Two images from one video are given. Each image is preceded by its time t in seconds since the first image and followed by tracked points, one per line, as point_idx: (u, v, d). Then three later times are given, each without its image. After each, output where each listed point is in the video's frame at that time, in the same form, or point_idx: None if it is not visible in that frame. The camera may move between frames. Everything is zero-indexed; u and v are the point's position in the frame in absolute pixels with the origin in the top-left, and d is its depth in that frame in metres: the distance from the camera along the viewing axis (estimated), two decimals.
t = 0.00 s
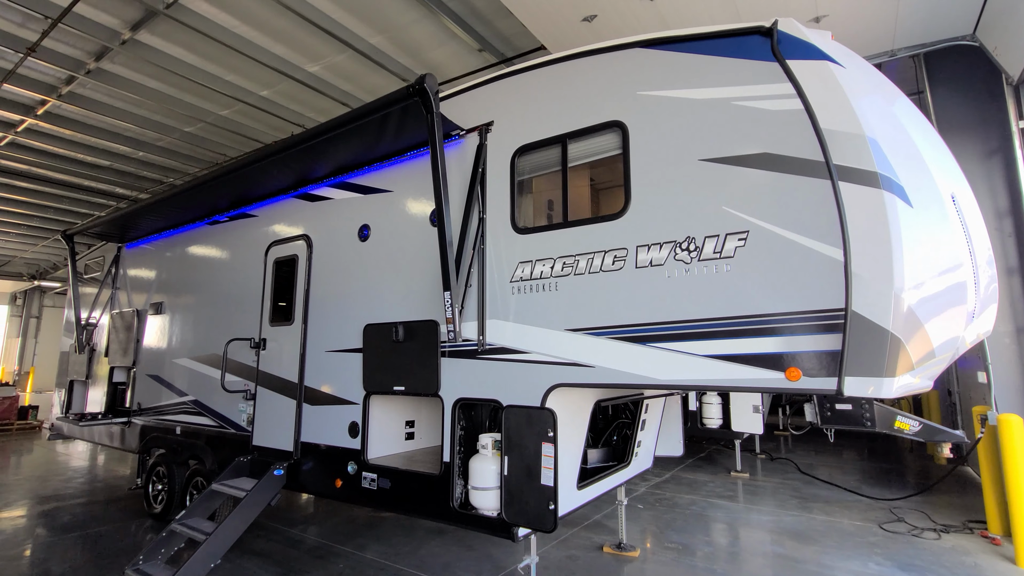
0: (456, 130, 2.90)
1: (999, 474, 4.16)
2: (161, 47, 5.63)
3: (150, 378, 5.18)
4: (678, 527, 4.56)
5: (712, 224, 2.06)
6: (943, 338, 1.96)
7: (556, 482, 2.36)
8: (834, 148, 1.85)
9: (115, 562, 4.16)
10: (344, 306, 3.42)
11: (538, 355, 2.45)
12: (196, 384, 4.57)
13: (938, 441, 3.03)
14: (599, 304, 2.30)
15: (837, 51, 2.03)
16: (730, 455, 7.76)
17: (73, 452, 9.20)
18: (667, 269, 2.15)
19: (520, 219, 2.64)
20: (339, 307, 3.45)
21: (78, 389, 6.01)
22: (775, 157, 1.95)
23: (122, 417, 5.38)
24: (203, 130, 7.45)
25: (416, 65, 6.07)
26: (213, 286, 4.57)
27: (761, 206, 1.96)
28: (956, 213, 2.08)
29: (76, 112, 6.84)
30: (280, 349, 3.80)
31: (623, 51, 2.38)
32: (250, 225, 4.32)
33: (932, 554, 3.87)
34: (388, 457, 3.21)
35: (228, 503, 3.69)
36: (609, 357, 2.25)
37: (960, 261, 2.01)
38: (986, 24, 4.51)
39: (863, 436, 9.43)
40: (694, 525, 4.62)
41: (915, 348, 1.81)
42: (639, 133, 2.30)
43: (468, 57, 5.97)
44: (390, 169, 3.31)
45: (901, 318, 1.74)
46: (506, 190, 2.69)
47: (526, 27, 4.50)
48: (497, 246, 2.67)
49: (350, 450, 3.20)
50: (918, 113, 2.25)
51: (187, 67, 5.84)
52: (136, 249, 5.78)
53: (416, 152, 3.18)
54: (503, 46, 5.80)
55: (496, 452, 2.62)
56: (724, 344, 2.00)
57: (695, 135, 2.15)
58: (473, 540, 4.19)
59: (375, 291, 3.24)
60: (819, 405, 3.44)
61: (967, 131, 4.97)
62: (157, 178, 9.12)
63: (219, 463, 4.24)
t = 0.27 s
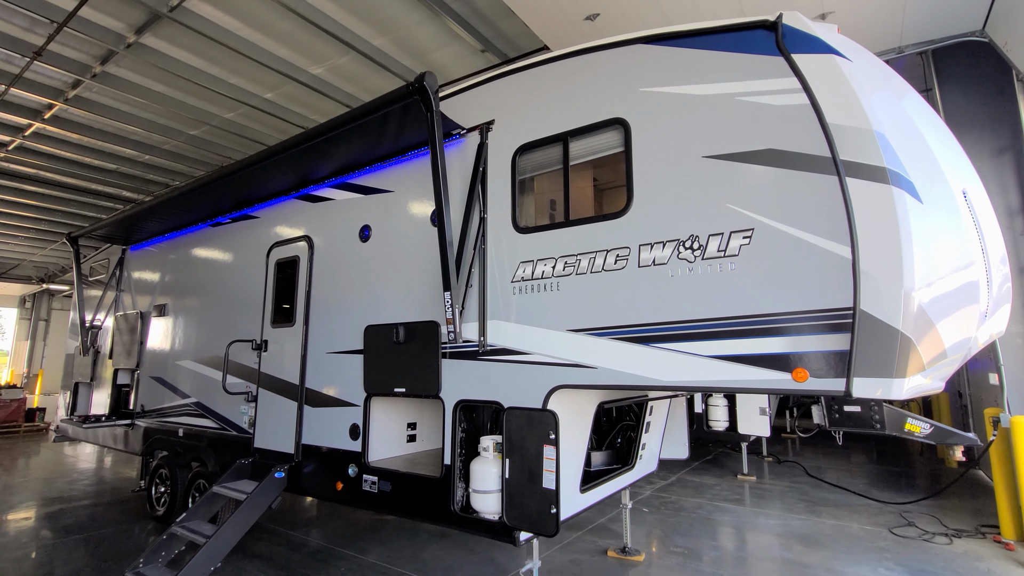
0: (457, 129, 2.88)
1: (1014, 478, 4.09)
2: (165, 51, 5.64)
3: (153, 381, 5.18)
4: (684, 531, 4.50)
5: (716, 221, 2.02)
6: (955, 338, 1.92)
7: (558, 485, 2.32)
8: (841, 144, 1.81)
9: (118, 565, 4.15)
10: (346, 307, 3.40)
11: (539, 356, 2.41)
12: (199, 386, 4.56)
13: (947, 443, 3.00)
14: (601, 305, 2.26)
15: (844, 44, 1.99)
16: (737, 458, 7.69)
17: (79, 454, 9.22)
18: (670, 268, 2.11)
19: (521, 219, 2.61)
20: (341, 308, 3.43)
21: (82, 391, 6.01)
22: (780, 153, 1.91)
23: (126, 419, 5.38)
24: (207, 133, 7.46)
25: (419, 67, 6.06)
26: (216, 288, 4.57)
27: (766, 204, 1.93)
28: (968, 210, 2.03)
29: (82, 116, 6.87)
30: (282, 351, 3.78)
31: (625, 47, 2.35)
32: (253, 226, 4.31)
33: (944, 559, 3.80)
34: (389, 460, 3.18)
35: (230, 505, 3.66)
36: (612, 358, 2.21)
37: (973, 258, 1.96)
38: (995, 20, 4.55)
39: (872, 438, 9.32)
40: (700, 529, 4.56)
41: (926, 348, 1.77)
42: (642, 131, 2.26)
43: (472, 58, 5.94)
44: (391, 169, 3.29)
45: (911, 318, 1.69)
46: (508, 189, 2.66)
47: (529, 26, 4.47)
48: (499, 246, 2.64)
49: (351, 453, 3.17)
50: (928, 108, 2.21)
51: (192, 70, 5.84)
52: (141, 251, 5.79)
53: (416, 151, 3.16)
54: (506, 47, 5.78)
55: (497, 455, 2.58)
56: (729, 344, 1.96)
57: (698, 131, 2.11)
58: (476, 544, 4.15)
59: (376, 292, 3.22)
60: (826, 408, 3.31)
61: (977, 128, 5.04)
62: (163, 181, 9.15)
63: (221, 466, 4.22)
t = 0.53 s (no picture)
0: (456, 127, 2.85)
1: None
2: (169, 53, 5.64)
3: (155, 382, 5.17)
4: (688, 535, 4.45)
5: (719, 219, 1.98)
6: (966, 338, 1.87)
7: (558, 488, 2.28)
8: (846, 139, 1.76)
9: (119, 567, 4.13)
10: (345, 308, 3.38)
11: (539, 357, 2.38)
12: (200, 387, 4.55)
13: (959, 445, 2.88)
14: (602, 304, 2.22)
15: (849, 37, 1.95)
16: (743, 460, 7.61)
17: (84, 455, 9.24)
18: (672, 267, 2.07)
19: (521, 218, 2.57)
20: (341, 309, 3.41)
21: (86, 393, 6.01)
22: (784, 148, 1.87)
23: (128, 420, 5.37)
24: (211, 136, 7.46)
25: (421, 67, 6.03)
26: (218, 289, 4.56)
27: (769, 201, 1.88)
28: (978, 206, 1.98)
29: (87, 119, 6.89)
30: (283, 353, 3.76)
31: (625, 43, 2.31)
32: (254, 227, 4.30)
33: (954, 564, 3.73)
34: (389, 462, 3.15)
35: (230, 507, 3.64)
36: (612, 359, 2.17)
37: (984, 256, 1.91)
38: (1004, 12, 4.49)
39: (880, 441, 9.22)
40: (705, 533, 4.50)
41: (936, 348, 1.72)
42: (644, 128, 2.22)
43: (474, 59, 5.92)
44: (391, 168, 3.27)
45: (921, 317, 1.64)
46: (507, 187, 2.62)
47: (531, 25, 4.43)
48: (498, 245, 2.60)
49: (351, 455, 3.14)
50: (937, 102, 2.16)
51: (195, 72, 5.84)
52: (144, 253, 5.79)
53: (416, 151, 3.13)
54: (508, 47, 5.74)
55: (497, 457, 2.54)
56: (733, 344, 1.91)
57: (699, 128, 2.07)
58: (478, 547, 4.11)
59: (376, 293, 3.19)
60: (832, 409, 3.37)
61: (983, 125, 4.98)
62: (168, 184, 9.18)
63: (222, 468, 4.20)
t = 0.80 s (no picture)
0: (456, 127, 2.83)
1: None
2: (172, 55, 5.65)
3: (158, 384, 5.18)
4: (693, 539, 4.40)
5: (721, 218, 1.95)
6: (976, 339, 1.82)
7: (559, 493, 2.25)
8: (851, 135, 1.73)
9: (120, 569, 4.12)
10: (346, 309, 3.36)
11: (539, 358, 2.35)
12: (202, 389, 4.55)
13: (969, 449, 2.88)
14: (602, 306, 2.19)
15: (854, 32, 1.91)
16: (748, 463, 7.55)
17: (89, 457, 9.26)
18: (673, 267, 2.03)
19: (521, 218, 2.54)
20: (342, 310, 3.39)
21: (90, 394, 6.03)
22: (787, 146, 1.84)
23: (131, 422, 5.37)
24: (216, 138, 7.47)
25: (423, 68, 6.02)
26: (220, 291, 4.56)
27: (772, 199, 1.85)
28: (988, 204, 1.94)
29: (92, 122, 6.91)
30: (283, 354, 3.75)
31: (626, 40, 2.28)
32: (255, 229, 4.30)
33: (964, 569, 3.67)
34: (389, 465, 3.12)
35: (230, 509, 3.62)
36: (613, 361, 2.14)
37: (994, 255, 1.87)
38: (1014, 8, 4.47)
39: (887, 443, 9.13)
40: (710, 536, 4.46)
41: (945, 351, 1.68)
42: (645, 127, 2.19)
43: (476, 59, 5.90)
44: (391, 169, 3.25)
45: (929, 318, 1.60)
46: (507, 187, 2.59)
47: (534, 25, 4.42)
48: (498, 246, 2.58)
49: (351, 457, 3.12)
50: (945, 99, 2.12)
51: (199, 75, 5.85)
52: (147, 255, 5.80)
53: (416, 151, 3.11)
54: (511, 47, 5.72)
55: (497, 460, 2.52)
56: (735, 346, 1.88)
57: (701, 125, 2.04)
58: (480, 551, 4.08)
59: (376, 294, 3.18)
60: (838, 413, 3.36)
61: (995, 122, 4.98)
62: (173, 186, 9.21)
63: (223, 470, 4.19)
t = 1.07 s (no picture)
0: (457, 126, 2.82)
1: None
2: (177, 58, 5.67)
3: (163, 384, 5.19)
4: (697, 540, 4.37)
5: (723, 216, 1.93)
6: (983, 338, 1.80)
7: (560, 493, 2.23)
8: (855, 132, 1.70)
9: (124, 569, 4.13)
10: (348, 310, 3.36)
11: (540, 358, 2.33)
12: (206, 390, 4.56)
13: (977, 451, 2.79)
14: (604, 305, 2.17)
15: (858, 28, 1.89)
16: (754, 464, 7.50)
17: (95, 458, 9.30)
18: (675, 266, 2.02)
19: (522, 217, 2.53)
20: (344, 311, 3.39)
21: (96, 395, 6.05)
22: (790, 143, 1.82)
23: (136, 423, 5.40)
24: (221, 141, 7.48)
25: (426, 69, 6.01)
26: (224, 292, 4.57)
27: (775, 197, 1.83)
28: (995, 201, 1.91)
29: (98, 124, 6.95)
30: (286, 355, 3.75)
31: (628, 37, 2.27)
32: (258, 229, 4.30)
33: (972, 572, 3.62)
34: (391, 466, 3.11)
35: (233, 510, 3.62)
36: (614, 361, 2.12)
37: (1001, 252, 1.84)
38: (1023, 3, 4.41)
39: (895, 444, 9.05)
40: (714, 538, 4.42)
41: (951, 350, 1.65)
42: (646, 125, 2.17)
43: (479, 60, 5.89)
44: (393, 169, 3.25)
45: (935, 316, 1.57)
46: (508, 187, 2.58)
47: (536, 25, 4.40)
48: (499, 246, 2.56)
49: (352, 458, 3.11)
50: (951, 94, 2.09)
51: (203, 77, 5.87)
52: (152, 256, 5.82)
53: (417, 151, 3.11)
54: (514, 47, 5.71)
55: (498, 461, 2.50)
56: (738, 345, 1.86)
57: (703, 123, 2.02)
58: (483, 552, 4.07)
59: (378, 294, 3.17)
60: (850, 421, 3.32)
61: (1003, 121, 4.91)
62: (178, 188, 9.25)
63: (226, 470, 4.19)
